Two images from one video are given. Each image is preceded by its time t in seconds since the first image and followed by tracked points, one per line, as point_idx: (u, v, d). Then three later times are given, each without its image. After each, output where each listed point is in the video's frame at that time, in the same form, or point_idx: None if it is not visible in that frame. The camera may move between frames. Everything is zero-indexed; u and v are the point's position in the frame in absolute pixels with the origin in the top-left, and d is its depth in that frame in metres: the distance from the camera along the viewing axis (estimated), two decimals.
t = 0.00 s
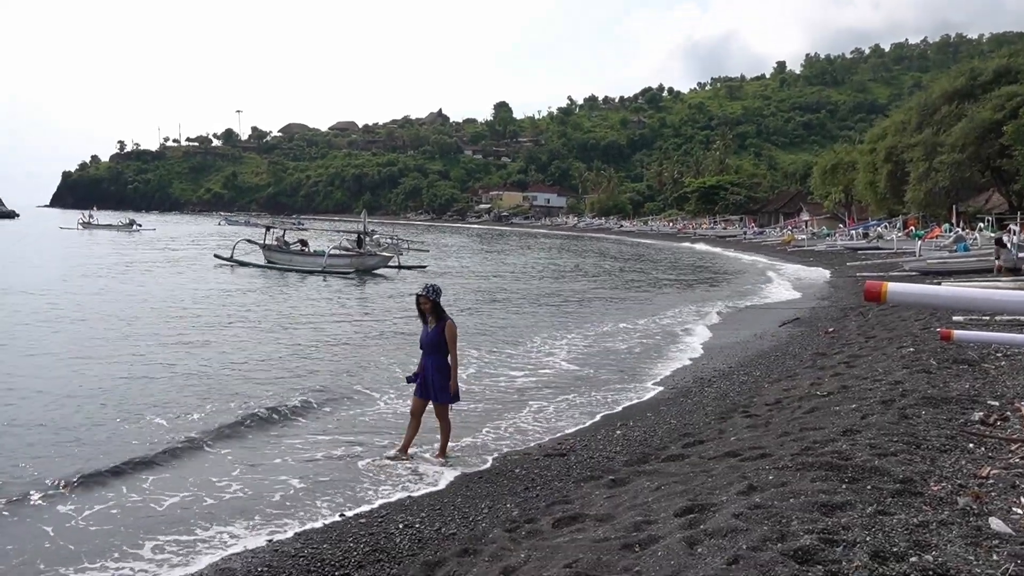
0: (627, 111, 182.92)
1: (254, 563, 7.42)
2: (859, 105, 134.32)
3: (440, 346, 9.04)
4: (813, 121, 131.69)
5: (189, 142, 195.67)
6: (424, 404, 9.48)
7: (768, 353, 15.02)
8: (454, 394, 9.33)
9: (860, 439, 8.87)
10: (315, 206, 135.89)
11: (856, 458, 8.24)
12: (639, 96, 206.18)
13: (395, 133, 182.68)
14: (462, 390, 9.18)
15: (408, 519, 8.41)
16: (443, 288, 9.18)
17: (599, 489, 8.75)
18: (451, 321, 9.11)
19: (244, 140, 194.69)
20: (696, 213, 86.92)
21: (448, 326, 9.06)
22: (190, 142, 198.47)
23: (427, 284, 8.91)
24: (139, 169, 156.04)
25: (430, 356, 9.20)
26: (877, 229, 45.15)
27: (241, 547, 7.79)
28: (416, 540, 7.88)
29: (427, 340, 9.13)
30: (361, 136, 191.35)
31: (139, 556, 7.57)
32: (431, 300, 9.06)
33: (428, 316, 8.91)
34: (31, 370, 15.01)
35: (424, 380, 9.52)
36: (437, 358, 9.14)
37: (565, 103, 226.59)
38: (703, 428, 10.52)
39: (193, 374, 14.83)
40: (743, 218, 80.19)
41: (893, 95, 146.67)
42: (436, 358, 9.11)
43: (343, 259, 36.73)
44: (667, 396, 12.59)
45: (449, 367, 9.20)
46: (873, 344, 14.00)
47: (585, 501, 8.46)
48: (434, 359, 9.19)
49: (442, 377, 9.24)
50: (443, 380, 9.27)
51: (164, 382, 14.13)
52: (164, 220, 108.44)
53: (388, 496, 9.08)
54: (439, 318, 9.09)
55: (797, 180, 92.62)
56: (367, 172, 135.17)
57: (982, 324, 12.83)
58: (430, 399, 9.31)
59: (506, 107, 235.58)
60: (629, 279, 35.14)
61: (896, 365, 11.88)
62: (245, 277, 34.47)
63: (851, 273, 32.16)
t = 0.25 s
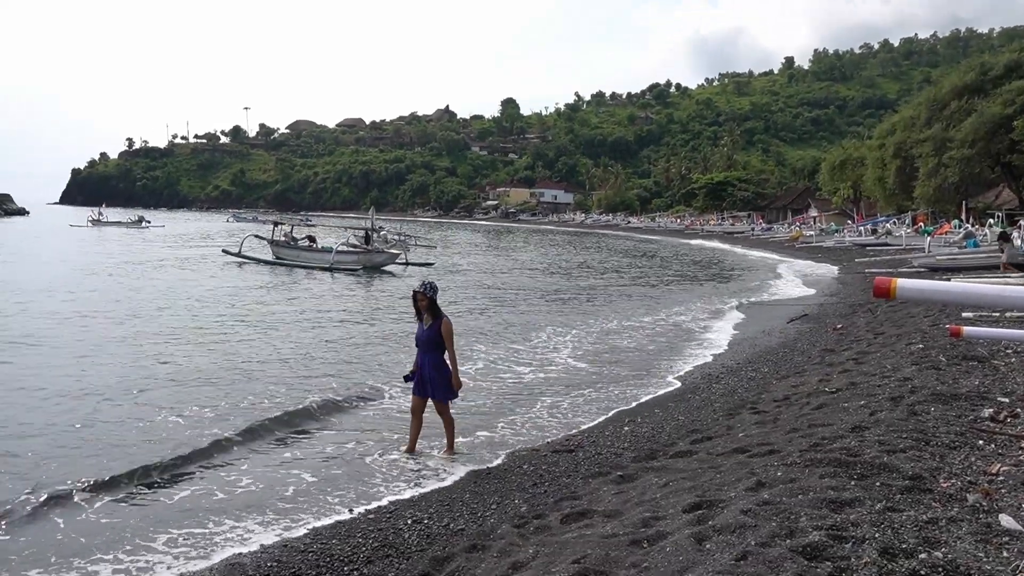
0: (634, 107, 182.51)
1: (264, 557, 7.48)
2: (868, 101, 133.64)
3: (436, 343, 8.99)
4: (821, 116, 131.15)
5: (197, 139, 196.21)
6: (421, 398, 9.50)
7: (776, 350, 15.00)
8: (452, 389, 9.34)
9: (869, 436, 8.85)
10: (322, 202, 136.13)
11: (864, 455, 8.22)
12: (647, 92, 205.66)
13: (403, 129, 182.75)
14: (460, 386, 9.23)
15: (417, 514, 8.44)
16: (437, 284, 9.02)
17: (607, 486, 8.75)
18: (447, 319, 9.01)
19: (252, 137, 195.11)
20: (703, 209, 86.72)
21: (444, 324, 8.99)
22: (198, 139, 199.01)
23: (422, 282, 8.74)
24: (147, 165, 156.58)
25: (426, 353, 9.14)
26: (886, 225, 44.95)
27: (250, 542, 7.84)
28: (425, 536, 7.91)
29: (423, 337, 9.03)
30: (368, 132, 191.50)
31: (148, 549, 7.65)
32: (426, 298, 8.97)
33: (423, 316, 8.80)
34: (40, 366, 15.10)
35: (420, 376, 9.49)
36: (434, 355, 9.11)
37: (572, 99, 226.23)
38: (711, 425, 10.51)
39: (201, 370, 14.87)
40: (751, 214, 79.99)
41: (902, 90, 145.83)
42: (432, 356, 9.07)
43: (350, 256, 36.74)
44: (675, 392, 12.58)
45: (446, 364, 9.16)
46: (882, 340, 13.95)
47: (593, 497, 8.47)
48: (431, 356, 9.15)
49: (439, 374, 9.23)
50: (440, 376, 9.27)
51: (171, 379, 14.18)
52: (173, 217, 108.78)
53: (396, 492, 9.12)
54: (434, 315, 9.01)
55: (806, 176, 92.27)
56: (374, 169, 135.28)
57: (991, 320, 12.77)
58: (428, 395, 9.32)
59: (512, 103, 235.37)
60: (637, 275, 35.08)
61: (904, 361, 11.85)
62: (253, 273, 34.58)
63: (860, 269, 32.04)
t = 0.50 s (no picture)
0: (642, 103, 182.00)
1: (274, 553, 7.52)
2: (878, 95, 132.73)
3: (431, 339, 8.95)
4: (830, 111, 130.41)
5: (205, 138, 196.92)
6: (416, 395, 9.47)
7: (785, 345, 14.96)
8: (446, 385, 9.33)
9: (879, 431, 8.81)
10: (330, 200, 136.41)
11: (874, 450, 8.20)
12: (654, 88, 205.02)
13: (410, 126, 182.86)
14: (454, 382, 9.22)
15: (427, 510, 8.47)
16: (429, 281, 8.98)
17: (616, 481, 8.76)
18: (441, 315, 8.98)
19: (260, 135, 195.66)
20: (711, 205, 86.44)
21: (438, 320, 8.97)
22: (207, 138, 199.71)
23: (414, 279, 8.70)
24: (156, 164, 157.35)
25: (419, 350, 9.10)
26: (895, 220, 44.71)
27: (260, 538, 7.91)
28: (435, 532, 7.94)
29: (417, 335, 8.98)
30: (376, 130, 191.65)
31: (160, 544, 7.74)
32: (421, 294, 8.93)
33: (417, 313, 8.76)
34: (52, 365, 15.23)
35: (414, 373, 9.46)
36: (429, 351, 9.06)
37: (579, 95, 225.68)
38: (720, 420, 10.50)
39: (212, 368, 14.96)
40: (760, 210, 79.72)
41: (911, 84, 144.79)
42: (428, 353, 9.03)
43: (359, 254, 36.66)
44: (684, 388, 12.56)
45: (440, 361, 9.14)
46: (892, 336, 13.89)
47: (602, 492, 8.48)
48: (426, 353, 9.09)
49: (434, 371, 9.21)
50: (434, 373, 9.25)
51: (182, 377, 14.27)
52: (181, 216, 109.24)
53: (406, 489, 9.14)
54: (428, 311, 8.98)
55: (814, 171, 91.84)
56: (381, 166, 135.43)
57: (1003, 315, 12.69)
58: (423, 392, 9.30)
59: (520, 100, 235.08)
60: (646, 271, 35.01)
61: (915, 357, 11.79)
62: (262, 271, 34.71)
63: (870, 264, 31.88)
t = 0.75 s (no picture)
0: (649, 102, 181.73)
1: (284, 553, 7.56)
2: (886, 93, 132.14)
3: (430, 341, 8.93)
4: (838, 109, 129.95)
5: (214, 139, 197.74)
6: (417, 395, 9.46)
7: (794, 344, 14.91)
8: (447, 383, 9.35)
9: (889, 430, 8.78)
10: (338, 201, 136.76)
11: (884, 449, 8.17)
12: (662, 87, 204.70)
13: (418, 127, 183.06)
14: (457, 381, 9.21)
15: (436, 510, 8.49)
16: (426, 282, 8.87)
17: (625, 481, 8.76)
18: (440, 316, 8.90)
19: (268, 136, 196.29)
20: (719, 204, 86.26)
21: (437, 320, 8.91)
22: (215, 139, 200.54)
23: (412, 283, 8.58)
24: (165, 165, 158.03)
25: (419, 352, 9.05)
26: (904, 219, 44.51)
27: (271, 536, 7.96)
28: (444, 531, 7.96)
29: (417, 337, 8.91)
30: (383, 130, 192.01)
31: (173, 543, 7.81)
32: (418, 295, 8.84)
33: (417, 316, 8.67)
34: (63, 365, 15.34)
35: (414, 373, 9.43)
36: (429, 352, 9.06)
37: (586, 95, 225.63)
38: (729, 420, 10.48)
39: (220, 368, 15.03)
40: (768, 209, 79.50)
41: (920, 82, 144.01)
42: (429, 353, 9.03)
43: (367, 254, 36.83)
44: (692, 388, 12.54)
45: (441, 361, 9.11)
46: (901, 334, 13.83)
47: (611, 492, 8.48)
48: (426, 354, 9.09)
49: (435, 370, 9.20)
50: (434, 372, 9.24)
51: (191, 377, 14.34)
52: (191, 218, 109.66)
53: (416, 488, 9.16)
54: (427, 313, 8.92)
55: (823, 169, 91.48)
56: (389, 167, 135.69)
57: (1013, 314, 12.61)
58: (425, 392, 9.30)
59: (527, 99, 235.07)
60: (653, 271, 34.96)
61: (924, 356, 11.74)
62: (271, 272, 34.85)
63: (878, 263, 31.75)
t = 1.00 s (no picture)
0: (662, 103, 181.23)
1: (300, 553, 7.61)
2: (902, 92, 131.08)
3: (438, 345, 8.96)
4: (853, 109, 129.04)
5: (229, 143, 199.09)
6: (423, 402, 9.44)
7: (808, 346, 14.82)
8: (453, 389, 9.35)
9: (906, 431, 8.72)
10: (352, 203, 137.25)
11: (901, 450, 8.11)
12: (675, 88, 203.99)
13: (431, 129, 183.60)
14: (463, 387, 9.20)
15: (450, 511, 8.52)
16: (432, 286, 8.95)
17: (639, 482, 8.75)
18: (445, 320, 8.96)
19: (282, 140, 197.43)
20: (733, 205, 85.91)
21: (443, 325, 8.96)
22: (230, 143, 201.87)
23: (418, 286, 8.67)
24: (181, 169, 159.47)
25: (425, 358, 9.06)
26: (921, 219, 44.13)
27: (287, 536, 8.02)
28: (458, 532, 7.98)
29: (422, 341, 8.95)
30: (396, 133, 192.59)
31: (192, 542, 7.90)
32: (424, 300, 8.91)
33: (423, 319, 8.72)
34: (83, 367, 15.54)
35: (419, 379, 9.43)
36: (436, 358, 9.06)
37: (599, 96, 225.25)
38: (744, 421, 10.44)
39: (236, 370, 15.17)
40: (782, 210, 79.05)
41: (936, 82, 142.76)
42: (435, 358, 9.04)
43: (381, 256, 37.05)
44: (707, 389, 12.49)
45: (447, 366, 9.13)
46: (918, 335, 13.73)
47: (626, 493, 8.47)
48: (433, 360, 9.08)
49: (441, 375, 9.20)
50: (441, 379, 9.22)
51: (207, 379, 14.46)
52: (206, 221, 110.39)
53: (430, 489, 9.18)
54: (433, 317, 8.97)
55: (838, 170, 90.86)
56: (402, 170, 136.06)
57: None
58: (432, 398, 9.28)
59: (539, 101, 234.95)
60: (667, 272, 34.91)
61: (942, 356, 11.64)
62: (285, 274, 35.06)
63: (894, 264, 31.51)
